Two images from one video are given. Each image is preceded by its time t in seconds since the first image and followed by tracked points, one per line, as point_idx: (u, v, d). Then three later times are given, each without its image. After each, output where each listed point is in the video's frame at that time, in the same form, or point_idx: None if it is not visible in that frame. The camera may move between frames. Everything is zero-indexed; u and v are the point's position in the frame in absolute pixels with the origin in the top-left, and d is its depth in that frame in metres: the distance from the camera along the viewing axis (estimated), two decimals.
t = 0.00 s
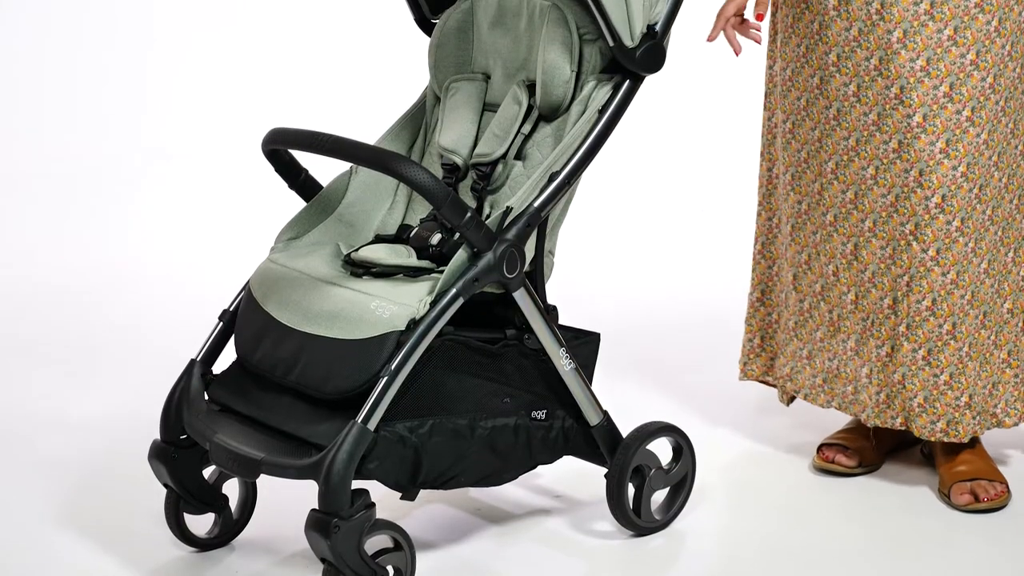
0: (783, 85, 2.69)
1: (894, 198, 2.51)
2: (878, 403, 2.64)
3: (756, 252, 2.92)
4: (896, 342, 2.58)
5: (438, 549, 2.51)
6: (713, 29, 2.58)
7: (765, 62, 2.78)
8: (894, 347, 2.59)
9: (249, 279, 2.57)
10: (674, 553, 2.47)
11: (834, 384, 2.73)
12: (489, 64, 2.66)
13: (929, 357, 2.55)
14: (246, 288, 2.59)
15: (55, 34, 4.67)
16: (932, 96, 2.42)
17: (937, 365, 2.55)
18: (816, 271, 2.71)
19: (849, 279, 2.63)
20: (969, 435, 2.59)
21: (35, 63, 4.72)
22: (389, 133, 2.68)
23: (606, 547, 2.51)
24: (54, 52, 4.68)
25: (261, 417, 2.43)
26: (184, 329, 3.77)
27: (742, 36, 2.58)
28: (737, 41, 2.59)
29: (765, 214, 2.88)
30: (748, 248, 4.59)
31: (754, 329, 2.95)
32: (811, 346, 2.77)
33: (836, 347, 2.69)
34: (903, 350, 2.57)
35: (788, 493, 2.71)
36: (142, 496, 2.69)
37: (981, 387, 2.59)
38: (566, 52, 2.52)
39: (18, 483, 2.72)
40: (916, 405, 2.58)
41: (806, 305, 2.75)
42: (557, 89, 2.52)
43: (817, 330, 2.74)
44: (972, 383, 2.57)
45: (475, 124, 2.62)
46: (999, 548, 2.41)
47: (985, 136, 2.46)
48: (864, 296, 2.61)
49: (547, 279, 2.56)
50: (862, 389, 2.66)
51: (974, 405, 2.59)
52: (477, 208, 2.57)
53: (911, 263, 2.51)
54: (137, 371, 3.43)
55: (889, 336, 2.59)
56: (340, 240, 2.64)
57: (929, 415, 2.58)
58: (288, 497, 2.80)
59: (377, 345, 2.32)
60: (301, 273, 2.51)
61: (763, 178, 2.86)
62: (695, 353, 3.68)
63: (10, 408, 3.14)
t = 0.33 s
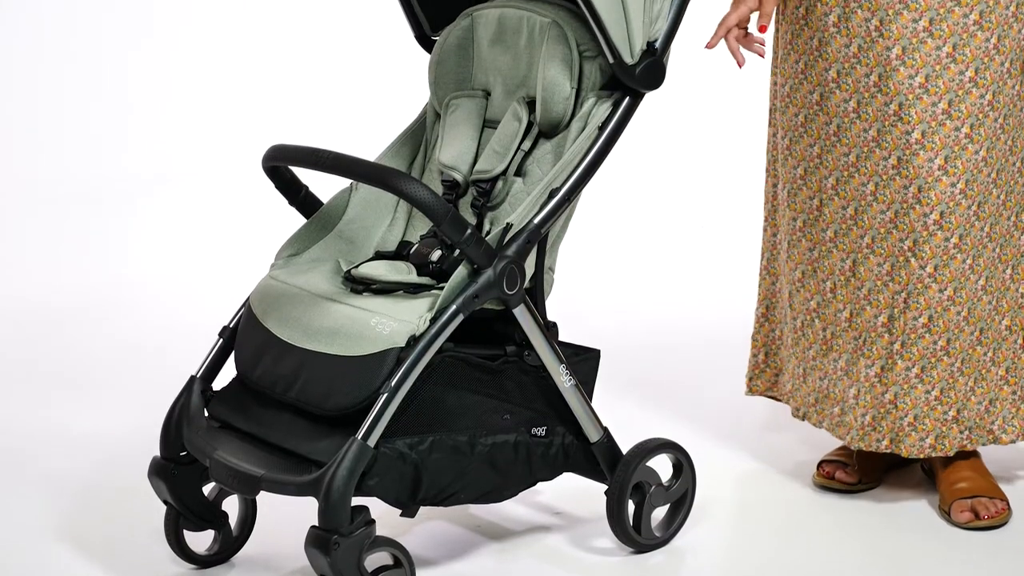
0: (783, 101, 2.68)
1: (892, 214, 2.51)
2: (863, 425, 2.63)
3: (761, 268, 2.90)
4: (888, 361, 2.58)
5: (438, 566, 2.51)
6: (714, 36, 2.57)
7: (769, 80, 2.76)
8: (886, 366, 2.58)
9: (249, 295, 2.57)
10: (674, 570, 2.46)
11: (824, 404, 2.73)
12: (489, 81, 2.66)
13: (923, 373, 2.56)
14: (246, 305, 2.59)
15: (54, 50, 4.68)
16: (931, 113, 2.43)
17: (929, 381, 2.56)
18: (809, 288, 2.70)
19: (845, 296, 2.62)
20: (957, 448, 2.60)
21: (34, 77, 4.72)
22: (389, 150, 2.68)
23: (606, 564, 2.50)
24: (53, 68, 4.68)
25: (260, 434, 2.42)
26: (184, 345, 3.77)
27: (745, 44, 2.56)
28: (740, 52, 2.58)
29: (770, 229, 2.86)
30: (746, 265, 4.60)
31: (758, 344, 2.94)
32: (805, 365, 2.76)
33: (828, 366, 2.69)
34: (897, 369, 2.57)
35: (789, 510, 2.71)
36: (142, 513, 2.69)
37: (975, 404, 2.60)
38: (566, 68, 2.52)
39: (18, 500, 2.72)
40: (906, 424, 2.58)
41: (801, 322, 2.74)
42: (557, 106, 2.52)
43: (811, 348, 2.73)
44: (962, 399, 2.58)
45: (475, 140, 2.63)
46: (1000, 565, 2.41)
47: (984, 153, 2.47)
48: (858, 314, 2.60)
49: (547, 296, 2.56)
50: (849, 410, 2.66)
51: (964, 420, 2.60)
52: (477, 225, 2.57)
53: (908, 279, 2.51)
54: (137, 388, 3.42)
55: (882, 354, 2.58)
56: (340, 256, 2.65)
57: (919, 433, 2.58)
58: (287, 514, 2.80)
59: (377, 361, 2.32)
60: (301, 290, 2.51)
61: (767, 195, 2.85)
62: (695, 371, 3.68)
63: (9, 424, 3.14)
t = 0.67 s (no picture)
0: (790, 115, 2.70)
1: (890, 229, 2.51)
2: (866, 437, 2.62)
3: (751, 283, 2.90)
4: (889, 374, 2.58)
5: None
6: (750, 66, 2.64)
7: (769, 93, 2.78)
8: (887, 380, 2.58)
9: (249, 310, 2.57)
10: None
11: (818, 420, 2.71)
12: (489, 95, 2.66)
13: (924, 386, 2.55)
14: (246, 319, 2.59)
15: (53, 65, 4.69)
16: (931, 128, 2.43)
17: (931, 395, 2.56)
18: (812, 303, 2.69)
19: (839, 313, 2.61)
20: (963, 464, 2.59)
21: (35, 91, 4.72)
22: (389, 164, 2.68)
23: None
24: (51, 82, 4.68)
25: (260, 449, 2.42)
26: (185, 359, 3.78)
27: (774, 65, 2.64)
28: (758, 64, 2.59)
29: (761, 244, 2.86)
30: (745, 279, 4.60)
31: (747, 360, 2.93)
32: (799, 381, 2.75)
33: (823, 382, 2.67)
34: (898, 383, 2.56)
35: (790, 525, 2.71)
36: (143, 527, 2.68)
37: (976, 418, 2.59)
38: (566, 83, 2.52)
39: (18, 515, 2.72)
40: (910, 435, 2.58)
41: (799, 337, 2.74)
42: (557, 121, 2.52)
43: (806, 364, 2.73)
44: (966, 413, 2.57)
45: (475, 155, 2.63)
46: None
47: (984, 168, 2.47)
48: (855, 330, 2.59)
49: (547, 310, 2.56)
50: (847, 425, 2.64)
51: (969, 434, 2.59)
52: (477, 240, 2.57)
53: (908, 294, 2.52)
54: (137, 402, 3.43)
55: (882, 368, 2.58)
56: (340, 271, 2.64)
57: (922, 445, 2.58)
58: (288, 529, 2.80)
59: (377, 376, 2.32)
60: (301, 304, 2.51)
61: (762, 209, 2.85)
62: (694, 385, 3.68)
63: (10, 439, 3.14)
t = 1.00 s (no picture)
0: (785, 133, 2.69)
1: (892, 247, 2.51)
2: (872, 456, 2.63)
3: (743, 302, 2.91)
4: (893, 393, 2.58)
5: None
6: (742, 89, 2.61)
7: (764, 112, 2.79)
8: (892, 399, 2.58)
9: (249, 328, 2.57)
10: None
11: (828, 437, 2.71)
12: (489, 113, 2.67)
13: (928, 407, 2.55)
14: (246, 337, 2.59)
15: (52, 83, 4.70)
16: (933, 145, 2.43)
17: (936, 415, 2.55)
18: (811, 321, 2.70)
19: (845, 329, 2.62)
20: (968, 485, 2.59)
21: (36, 110, 4.72)
22: (389, 182, 2.69)
23: None
24: (51, 112, 4.69)
25: (260, 466, 2.42)
26: (185, 376, 3.78)
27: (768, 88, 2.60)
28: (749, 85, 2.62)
29: (753, 263, 2.87)
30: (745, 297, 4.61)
31: (738, 379, 2.93)
32: (805, 399, 2.75)
33: (832, 399, 2.69)
34: (903, 402, 2.56)
35: (789, 543, 2.70)
36: (142, 546, 2.68)
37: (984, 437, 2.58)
38: (566, 100, 2.52)
39: (18, 533, 2.71)
40: (915, 456, 2.58)
41: (802, 354, 2.73)
42: (557, 139, 2.52)
43: (813, 381, 2.73)
44: (970, 434, 2.56)
45: (475, 173, 2.63)
46: None
47: (985, 186, 2.47)
48: (861, 347, 2.60)
49: (547, 328, 2.56)
50: (856, 442, 2.65)
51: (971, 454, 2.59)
52: (477, 257, 2.57)
53: (911, 312, 2.52)
54: (137, 420, 3.43)
55: (887, 387, 2.58)
56: (340, 288, 2.65)
57: (927, 466, 2.58)
58: (287, 547, 2.80)
59: (377, 394, 2.32)
60: (301, 322, 2.51)
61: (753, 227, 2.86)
62: (693, 403, 3.68)
63: (10, 457, 3.14)
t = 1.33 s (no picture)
0: (776, 154, 2.69)
1: (889, 266, 2.51)
2: (869, 473, 2.64)
3: (743, 321, 2.90)
4: (888, 412, 2.58)
5: None
6: (721, 96, 2.56)
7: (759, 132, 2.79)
8: (886, 417, 2.58)
9: (249, 346, 2.57)
10: None
11: (825, 454, 2.73)
12: (489, 132, 2.68)
13: (920, 426, 2.54)
14: (246, 355, 2.59)
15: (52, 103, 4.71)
16: (926, 166, 2.43)
17: (927, 434, 2.54)
18: (805, 340, 2.70)
19: (843, 347, 2.63)
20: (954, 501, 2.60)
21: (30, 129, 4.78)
22: (389, 201, 2.69)
23: None
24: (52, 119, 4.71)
25: (260, 485, 2.41)
26: (185, 394, 3.78)
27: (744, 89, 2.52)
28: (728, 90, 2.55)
29: (753, 282, 2.86)
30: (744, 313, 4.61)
31: (739, 398, 2.93)
32: (800, 416, 2.76)
33: (830, 416, 2.70)
34: (894, 421, 2.56)
35: (790, 562, 2.70)
36: (143, 565, 2.68)
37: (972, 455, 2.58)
38: (566, 119, 2.52)
39: (18, 553, 2.71)
40: (906, 475, 2.57)
41: (795, 373, 2.74)
42: (557, 157, 2.52)
43: (808, 400, 2.73)
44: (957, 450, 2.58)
45: (476, 192, 2.63)
46: None
47: (980, 206, 2.46)
48: (858, 364, 2.61)
49: (547, 346, 2.56)
50: (854, 459, 2.66)
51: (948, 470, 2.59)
52: (477, 276, 2.58)
53: (904, 331, 2.51)
54: (137, 438, 3.43)
55: (883, 405, 2.59)
56: (341, 307, 2.65)
57: (918, 485, 2.56)
58: (288, 566, 2.80)
59: (377, 413, 2.32)
60: (301, 340, 2.51)
61: (753, 247, 2.84)
62: (693, 421, 3.68)
63: (10, 476, 3.13)
